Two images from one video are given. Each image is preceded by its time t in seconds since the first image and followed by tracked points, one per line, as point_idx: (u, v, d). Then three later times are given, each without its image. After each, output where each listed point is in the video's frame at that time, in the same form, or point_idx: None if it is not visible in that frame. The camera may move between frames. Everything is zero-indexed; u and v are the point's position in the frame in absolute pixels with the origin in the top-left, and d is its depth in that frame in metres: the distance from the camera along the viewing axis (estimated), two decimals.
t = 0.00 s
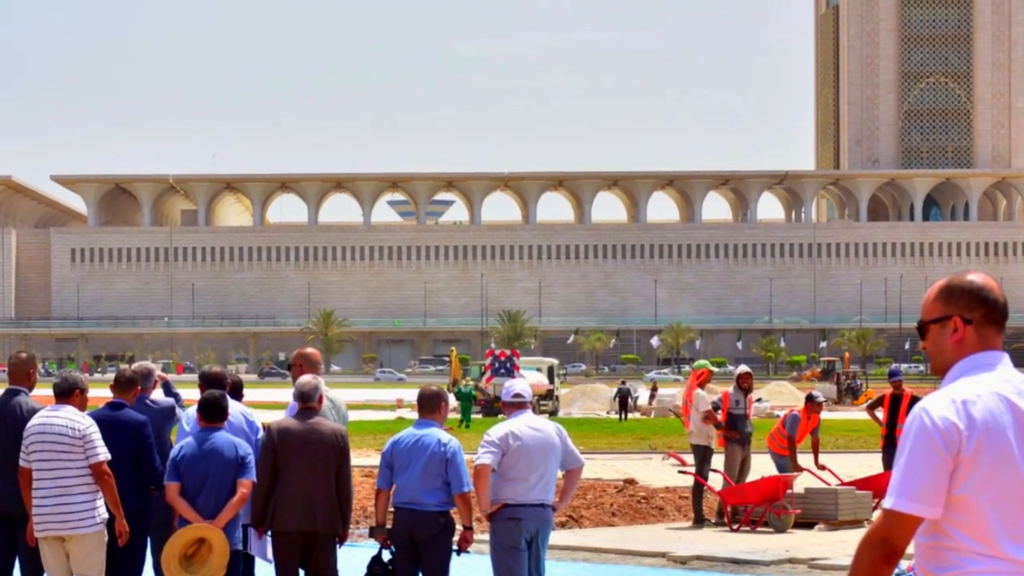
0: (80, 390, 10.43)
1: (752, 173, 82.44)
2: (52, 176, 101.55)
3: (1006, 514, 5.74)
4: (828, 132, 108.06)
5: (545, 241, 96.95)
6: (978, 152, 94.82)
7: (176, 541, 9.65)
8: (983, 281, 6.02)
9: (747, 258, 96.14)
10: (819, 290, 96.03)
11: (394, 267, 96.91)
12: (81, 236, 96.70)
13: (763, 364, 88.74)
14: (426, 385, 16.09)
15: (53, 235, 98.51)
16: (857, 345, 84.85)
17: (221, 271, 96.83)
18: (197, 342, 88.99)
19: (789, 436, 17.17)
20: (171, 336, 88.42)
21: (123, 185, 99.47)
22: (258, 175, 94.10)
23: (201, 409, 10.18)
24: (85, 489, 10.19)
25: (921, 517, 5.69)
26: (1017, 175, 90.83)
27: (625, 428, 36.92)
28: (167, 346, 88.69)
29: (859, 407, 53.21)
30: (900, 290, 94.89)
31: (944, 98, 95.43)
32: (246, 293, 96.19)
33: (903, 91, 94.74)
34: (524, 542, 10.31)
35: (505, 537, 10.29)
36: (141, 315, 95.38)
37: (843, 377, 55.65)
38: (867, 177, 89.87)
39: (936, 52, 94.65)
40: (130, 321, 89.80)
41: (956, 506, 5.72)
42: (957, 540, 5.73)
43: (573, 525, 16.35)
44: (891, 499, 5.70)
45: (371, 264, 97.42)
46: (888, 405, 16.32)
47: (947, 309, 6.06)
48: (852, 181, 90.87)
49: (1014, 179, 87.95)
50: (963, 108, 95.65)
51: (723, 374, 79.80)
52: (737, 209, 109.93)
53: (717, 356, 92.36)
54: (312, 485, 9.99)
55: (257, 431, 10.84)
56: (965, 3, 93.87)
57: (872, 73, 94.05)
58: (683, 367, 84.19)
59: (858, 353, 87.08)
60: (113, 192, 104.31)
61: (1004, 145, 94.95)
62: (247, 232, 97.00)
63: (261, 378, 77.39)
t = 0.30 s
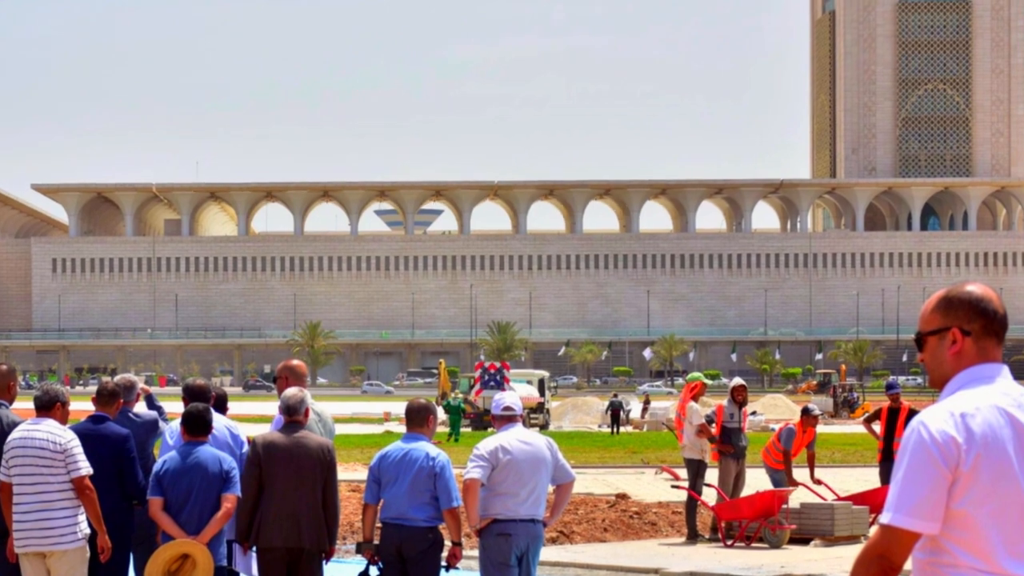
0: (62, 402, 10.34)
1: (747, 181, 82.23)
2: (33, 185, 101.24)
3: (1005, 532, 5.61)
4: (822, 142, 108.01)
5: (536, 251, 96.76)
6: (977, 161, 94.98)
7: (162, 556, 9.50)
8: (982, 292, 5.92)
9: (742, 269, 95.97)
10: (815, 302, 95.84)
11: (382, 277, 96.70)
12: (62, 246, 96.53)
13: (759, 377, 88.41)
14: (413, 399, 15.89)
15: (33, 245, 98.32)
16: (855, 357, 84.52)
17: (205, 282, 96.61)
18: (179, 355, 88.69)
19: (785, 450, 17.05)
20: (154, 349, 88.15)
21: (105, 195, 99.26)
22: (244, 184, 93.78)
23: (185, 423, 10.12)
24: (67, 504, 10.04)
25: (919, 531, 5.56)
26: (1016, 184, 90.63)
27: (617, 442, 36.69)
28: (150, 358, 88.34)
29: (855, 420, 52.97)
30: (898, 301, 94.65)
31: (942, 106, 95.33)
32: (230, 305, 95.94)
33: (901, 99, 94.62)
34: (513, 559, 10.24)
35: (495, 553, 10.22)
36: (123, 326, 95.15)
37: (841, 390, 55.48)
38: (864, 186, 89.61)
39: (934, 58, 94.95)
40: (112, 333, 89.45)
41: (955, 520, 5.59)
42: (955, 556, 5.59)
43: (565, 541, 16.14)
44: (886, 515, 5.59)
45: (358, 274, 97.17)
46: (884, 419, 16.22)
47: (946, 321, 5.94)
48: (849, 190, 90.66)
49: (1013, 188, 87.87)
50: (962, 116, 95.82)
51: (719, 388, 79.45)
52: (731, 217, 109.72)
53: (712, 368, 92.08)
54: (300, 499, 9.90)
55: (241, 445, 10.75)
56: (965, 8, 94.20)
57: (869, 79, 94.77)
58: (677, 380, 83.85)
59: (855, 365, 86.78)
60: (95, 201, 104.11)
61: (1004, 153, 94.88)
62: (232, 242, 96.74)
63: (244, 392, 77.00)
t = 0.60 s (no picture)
0: (43, 416, 10.61)
1: (741, 190, 82.09)
2: (14, 195, 100.85)
3: (1004, 547, 5.87)
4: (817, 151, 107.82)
5: (527, 262, 96.55)
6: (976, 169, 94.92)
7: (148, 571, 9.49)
8: (982, 303, 6.15)
9: (736, 279, 95.80)
10: (811, 313, 95.65)
11: (368, 288, 96.44)
12: (44, 257, 96.28)
13: (752, 390, 88.06)
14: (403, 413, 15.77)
15: (15, 256, 97.97)
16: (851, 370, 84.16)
17: (188, 293, 96.33)
18: (163, 367, 88.31)
19: (780, 465, 16.98)
20: (137, 361, 87.72)
21: (87, 204, 98.94)
22: (229, 194, 93.50)
23: (168, 438, 10.29)
24: (48, 519, 10.27)
25: (919, 547, 5.82)
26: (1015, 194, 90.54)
27: (608, 457, 36.53)
28: (132, 370, 87.87)
29: (851, 435, 52.79)
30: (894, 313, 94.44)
31: (941, 114, 95.27)
32: (214, 316, 95.69)
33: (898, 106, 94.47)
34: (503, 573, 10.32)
35: (484, 567, 10.32)
36: (105, 338, 94.82)
37: (835, 403, 55.43)
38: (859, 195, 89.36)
39: (932, 65, 94.85)
40: (94, 346, 89.08)
41: (954, 536, 5.86)
42: (954, 571, 5.86)
43: (556, 556, 15.99)
44: (887, 531, 5.84)
45: (345, 285, 96.88)
46: (881, 432, 16.21)
47: (946, 335, 6.18)
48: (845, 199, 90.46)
49: (1012, 198, 87.77)
50: (960, 124, 95.66)
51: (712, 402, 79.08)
52: (725, 227, 109.42)
53: (706, 381, 91.80)
54: (284, 517, 10.07)
55: (225, 460, 10.93)
56: (963, 13, 93.95)
57: (865, 86, 94.85)
58: (670, 392, 83.52)
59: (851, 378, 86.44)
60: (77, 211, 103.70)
61: (1003, 161, 95.00)
62: (216, 253, 96.51)
63: (229, 404, 76.62)
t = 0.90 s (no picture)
0: (22, 431, 10.64)
1: (737, 199, 81.93)
2: None
3: (1003, 563, 5.88)
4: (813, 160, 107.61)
5: (517, 273, 96.31)
6: (975, 178, 95.49)
7: None
8: (981, 315, 6.15)
9: (729, 291, 95.62)
10: (806, 325, 95.48)
11: (353, 299, 96.14)
12: (24, 268, 95.97)
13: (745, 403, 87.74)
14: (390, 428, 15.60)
15: None
16: (847, 383, 83.87)
17: (171, 305, 96.03)
18: (145, 380, 87.89)
19: (774, 479, 16.93)
20: (117, 373, 87.31)
21: (68, 213, 98.60)
22: (214, 203, 93.21)
23: (151, 452, 10.61)
24: (28, 536, 10.33)
25: (915, 564, 5.86)
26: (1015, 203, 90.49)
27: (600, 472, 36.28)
28: (114, 383, 87.43)
29: (846, 448, 52.56)
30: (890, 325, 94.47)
31: (938, 122, 95.65)
32: (197, 328, 95.42)
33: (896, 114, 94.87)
34: None
35: None
36: (87, 351, 94.45)
37: (831, 418, 55.26)
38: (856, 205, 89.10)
39: (930, 71, 95.04)
40: (74, 359, 88.82)
41: (951, 554, 5.88)
42: None
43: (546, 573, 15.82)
44: (881, 547, 5.87)
45: (331, 296, 96.53)
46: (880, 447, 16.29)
47: (942, 346, 6.21)
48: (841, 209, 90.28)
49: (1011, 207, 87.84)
50: (959, 132, 96.01)
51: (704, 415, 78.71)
52: (718, 237, 109.23)
53: (699, 394, 91.54)
54: (269, 531, 10.37)
55: (208, 473, 11.30)
56: (963, 19, 94.59)
57: (863, 93, 95.23)
58: (662, 405, 83.16)
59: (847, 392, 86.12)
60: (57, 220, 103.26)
61: (1002, 170, 95.39)
62: (198, 263, 96.40)
63: (213, 418, 76.22)
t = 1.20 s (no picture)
0: None
1: (732, 208, 81.66)
2: None
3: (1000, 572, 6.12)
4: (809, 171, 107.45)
5: (506, 284, 96.13)
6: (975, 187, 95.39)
7: None
8: (978, 328, 6.41)
9: (723, 302, 95.51)
10: (802, 337, 95.36)
11: (338, 311, 95.90)
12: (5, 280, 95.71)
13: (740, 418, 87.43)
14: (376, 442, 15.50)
15: None
16: (844, 397, 83.64)
17: (153, 317, 95.79)
18: (127, 394, 87.56)
19: (770, 495, 16.82)
20: (99, 387, 86.92)
21: (49, 224, 98.33)
22: (196, 213, 92.82)
23: (132, 467, 11.02)
24: (6, 552, 10.51)
25: None
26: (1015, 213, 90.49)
27: (591, 487, 36.13)
28: (95, 398, 87.05)
29: (842, 464, 52.43)
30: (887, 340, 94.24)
31: (936, 130, 95.61)
32: (180, 340, 95.18)
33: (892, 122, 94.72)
34: None
35: None
36: (68, 364, 94.12)
37: (827, 432, 55.16)
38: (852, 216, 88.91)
39: (928, 79, 94.89)
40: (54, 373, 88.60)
41: (950, 568, 6.09)
42: None
43: None
44: (880, 563, 6.05)
45: (316, 309, 96.24)
46: (876, 462, 16.36)
47: (941, 359, 6.43)
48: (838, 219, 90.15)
49: (1009, 217, 87.75)
50: (957, 140, 96.13)
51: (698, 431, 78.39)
52: (711, 248, 108.96)
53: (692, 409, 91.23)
54: (253, 548, 10.71)
55: (190, 488, 11.59)
56: (961, 25, 94.48)
57: (859, 101, 94.81)
58: (655, 420, 82.81)
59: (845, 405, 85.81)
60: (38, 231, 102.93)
61: (1002, 180, 95.29)
62: (180, 274, 96.18)
63: (196, 432, 75.92)
